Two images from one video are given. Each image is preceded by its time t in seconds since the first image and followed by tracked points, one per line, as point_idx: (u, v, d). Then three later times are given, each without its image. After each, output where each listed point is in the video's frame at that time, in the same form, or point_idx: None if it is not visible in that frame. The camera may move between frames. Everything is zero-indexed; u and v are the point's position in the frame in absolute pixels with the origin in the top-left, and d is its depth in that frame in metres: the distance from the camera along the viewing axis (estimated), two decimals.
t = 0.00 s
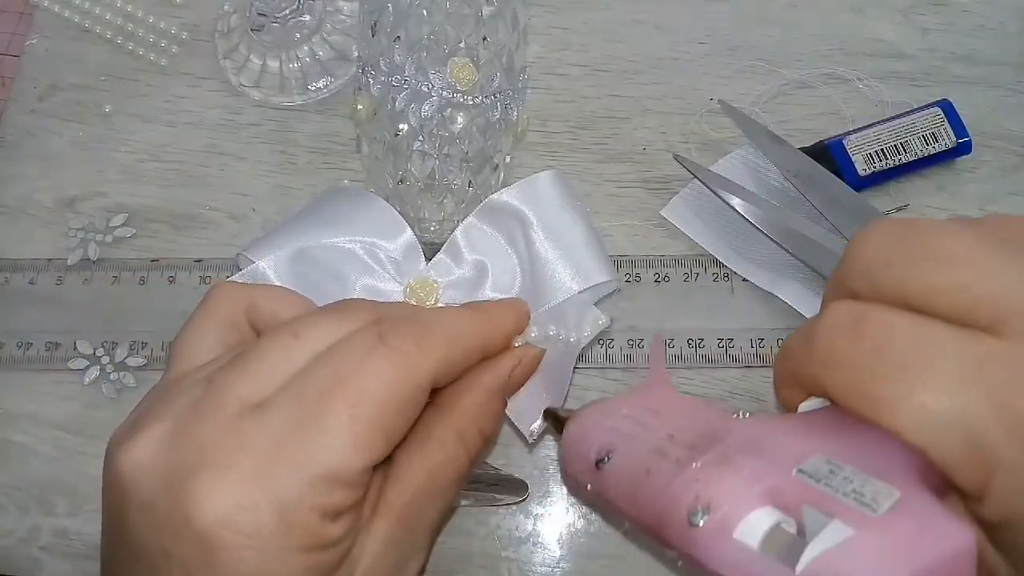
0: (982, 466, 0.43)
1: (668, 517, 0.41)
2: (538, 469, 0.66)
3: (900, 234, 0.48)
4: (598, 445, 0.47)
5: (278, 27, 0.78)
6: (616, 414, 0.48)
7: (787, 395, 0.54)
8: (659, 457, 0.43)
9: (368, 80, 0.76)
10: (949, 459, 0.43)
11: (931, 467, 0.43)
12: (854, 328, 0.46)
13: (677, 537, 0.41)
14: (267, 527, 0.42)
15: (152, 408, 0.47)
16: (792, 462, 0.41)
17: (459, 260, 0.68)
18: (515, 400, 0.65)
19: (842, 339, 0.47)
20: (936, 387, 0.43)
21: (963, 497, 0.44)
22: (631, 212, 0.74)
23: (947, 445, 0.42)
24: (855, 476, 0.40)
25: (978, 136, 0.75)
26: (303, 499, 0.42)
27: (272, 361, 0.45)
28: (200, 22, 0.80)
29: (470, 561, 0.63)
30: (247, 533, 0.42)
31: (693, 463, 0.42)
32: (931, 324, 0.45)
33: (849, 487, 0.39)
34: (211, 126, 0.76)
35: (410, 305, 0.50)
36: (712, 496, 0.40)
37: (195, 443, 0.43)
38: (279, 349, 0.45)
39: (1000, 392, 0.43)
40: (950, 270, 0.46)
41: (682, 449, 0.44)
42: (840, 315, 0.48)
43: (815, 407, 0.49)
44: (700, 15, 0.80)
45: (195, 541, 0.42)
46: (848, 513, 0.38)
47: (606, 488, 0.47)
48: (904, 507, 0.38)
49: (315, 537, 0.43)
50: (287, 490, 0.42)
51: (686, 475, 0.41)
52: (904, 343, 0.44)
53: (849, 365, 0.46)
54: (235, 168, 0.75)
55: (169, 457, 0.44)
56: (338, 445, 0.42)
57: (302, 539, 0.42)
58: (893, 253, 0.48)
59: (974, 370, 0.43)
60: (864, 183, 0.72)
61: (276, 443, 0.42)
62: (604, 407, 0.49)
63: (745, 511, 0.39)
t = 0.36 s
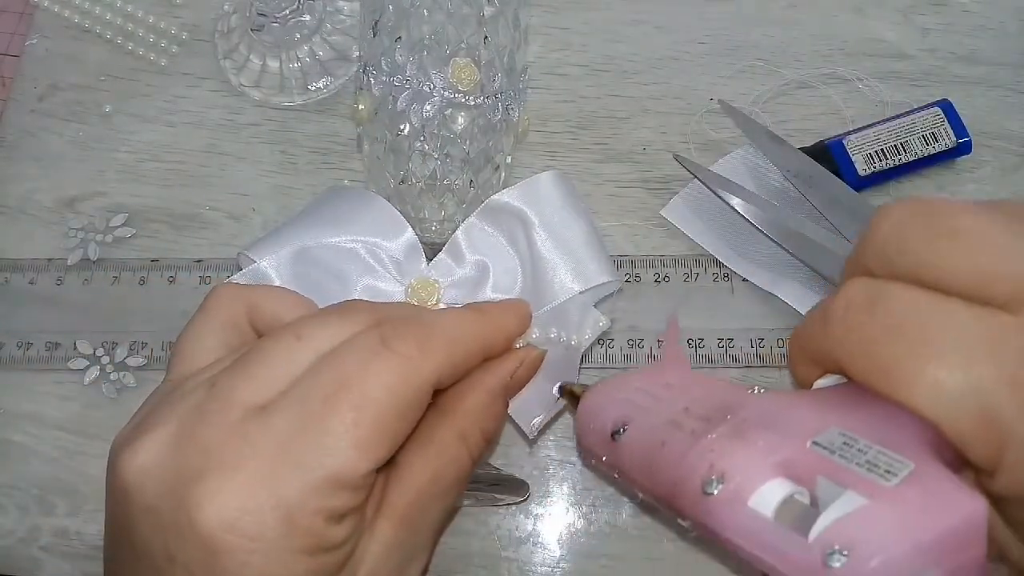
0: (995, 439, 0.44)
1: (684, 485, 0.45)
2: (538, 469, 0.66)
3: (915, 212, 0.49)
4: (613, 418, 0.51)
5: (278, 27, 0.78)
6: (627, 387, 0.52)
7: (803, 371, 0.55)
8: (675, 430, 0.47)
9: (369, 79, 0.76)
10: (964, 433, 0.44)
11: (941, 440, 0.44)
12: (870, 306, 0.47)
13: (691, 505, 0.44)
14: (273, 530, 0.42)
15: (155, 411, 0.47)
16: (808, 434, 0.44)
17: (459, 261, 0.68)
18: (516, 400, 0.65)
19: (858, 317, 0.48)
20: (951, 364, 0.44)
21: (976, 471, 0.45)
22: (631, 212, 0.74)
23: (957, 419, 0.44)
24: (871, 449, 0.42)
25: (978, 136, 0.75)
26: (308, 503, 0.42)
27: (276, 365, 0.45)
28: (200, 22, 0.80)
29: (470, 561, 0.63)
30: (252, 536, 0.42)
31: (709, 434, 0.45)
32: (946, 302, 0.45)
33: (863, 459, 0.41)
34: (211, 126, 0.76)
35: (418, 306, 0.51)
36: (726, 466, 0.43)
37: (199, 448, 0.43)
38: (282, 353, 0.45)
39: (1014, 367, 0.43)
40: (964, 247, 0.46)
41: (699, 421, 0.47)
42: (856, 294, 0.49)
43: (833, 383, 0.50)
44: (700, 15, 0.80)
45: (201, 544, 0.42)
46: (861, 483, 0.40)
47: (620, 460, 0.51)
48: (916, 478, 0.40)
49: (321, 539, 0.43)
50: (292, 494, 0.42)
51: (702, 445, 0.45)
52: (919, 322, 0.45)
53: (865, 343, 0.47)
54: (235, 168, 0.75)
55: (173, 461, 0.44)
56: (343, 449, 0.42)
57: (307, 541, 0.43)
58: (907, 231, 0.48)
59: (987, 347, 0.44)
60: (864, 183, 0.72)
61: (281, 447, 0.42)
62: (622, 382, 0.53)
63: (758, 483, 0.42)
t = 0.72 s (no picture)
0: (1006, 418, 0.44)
1: (693, 466, 0.45)
2: (538, 469, 0.66)
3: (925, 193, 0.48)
4: (622, 397, 0.50)
5: (278, 26, 0.78)
6: (637, 364, 0.51)
7: (813, 352, 0.53)
8: (684, 409, 0.47)
9: (369, 79, 0.76)
10: (976, 415, 0.44)
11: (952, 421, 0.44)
12: (883, 287, 0.46)
13: (700, 485, 0.45)
14: (274, 533, 0.42)
15: (156, 412, 0.47)
16: (817, 415, 0.44)
17: (459, 261, 0.68)
18: (517, 401, 0.65)
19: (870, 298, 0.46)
20: (966, 345, 0.43)
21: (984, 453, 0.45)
22: (631, 212, 0.74)
23: (970, 401, 0.43)
24: (881, 430, 0.42)
25: (977, 136, 0.75)
26: (310, 504, 0.42)
27: (277, 368, 0.45)
28: (200, 22, 0.80)
29: (470, 561, 0.63)
30: (253, 538, 0.42)
31: (719, 413, 0.45)
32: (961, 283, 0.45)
33: (873, 440, 0.41)
34: (211, 126, 0.76)
35: (418, 307, 0.51)
36: (735, 447, 0.43)
37: (200, 451, 0.43)
38: (282, 353, 0.45)
39: None
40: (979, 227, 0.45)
41: (708, 402, 0.46)
42: (868, 274, 0.47)
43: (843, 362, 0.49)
44: (700, 15, 0.80)
45: (203, 547, 0.42)
46: (870, 464, 0.40)
47: (629, 439, 0.50)
48: (926, 458, 0.41)
49: (323, 541, 0.43)
50: (294, 495, 0.42)
51: (710, 425, 0.45)
52: (933, 303, 0.44)
53: (878, 323, 0.46)
54: (235, 168, 0.75)
55: (173, 464, 0.44)
56: (345, 449, 0.42)
57: (310, 543, 0.43)
58: (920, 211, 0.47)
59: (1001, 330, 0.43)
60: (864, 183, 0.72)
61: (282, 449, 0.42)
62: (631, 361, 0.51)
63: (766, 462, 0.43)
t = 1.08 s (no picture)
0: None
1: (711, 452, 0.45)
2: (538, 469, 0.66)
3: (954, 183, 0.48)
4: (639, 384, 0.51)
5: (278, 27, 0.78)
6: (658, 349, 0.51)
7: (833, 338, 0.53)
8: (703, 396, 0.47)
9: (370, 79, 0.74)
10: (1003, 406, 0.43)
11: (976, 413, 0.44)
12: (912, 274, 0.46)
13: (719, 471, 0.45)
14: (281, 539, 0.42)
15: (159, 417, 0.47)
16: (837, 406, 0.43)
17: (460, 261, 0.68)
18: (518, 403, 0.65)
19: (897, 286, 0.46)
20: (994, 337, 0.43)
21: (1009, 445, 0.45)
22: (631, 212, 0.74)
23: (993, 393, 0.43)
24: (902, 420, 0.42)
25: (977, 136, 0.75)
26: (315, 511, 0.42)
27: (281, 373, 0.45)
28: (200, 22, 0.80)
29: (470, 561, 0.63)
30: (259, 545, 0.42)
31: (740, 401, 0.45)
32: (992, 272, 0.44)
33: (892, 430, 0.41)
34: (211, 126, 0.76)
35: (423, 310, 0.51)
36: (755, 435, 0.43)
37: (204, 457, 0.43)
38: (286, 358, 0.45)
39: None
40: (1006, 217, 0.44)
41: (729, 390, 0.46)
42: (897, 262, 0.47)
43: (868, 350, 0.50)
44: (699, 15, 0.80)
45: (208, 552, 0.42)
46: (894, 456, 0.40)
47: (646, 424, 0.50)
48: (953, 452, 0.40)
49: (328, 546, 0.43)
50: (300, 501, 0.42)
51: (731, 413, 0.45)
52: (962, 293, 0.44)
53: (904, 312, 0.46)
54: (235, 168, 0.75)
55: (177, 470, 0.44)
56: (350, 455, 0.42)
57: (315, 548, 0.43)
58: (954, 199, 0.46)
59: None
60: (864, 183, 0.72)
61: (288, 455, 0.42)
62: (651, 348, 0.52)
63: (788, 451, 0.42)
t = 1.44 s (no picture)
0: None
1: (709, 460, 0.46)
2: (538, 468, 0.66)
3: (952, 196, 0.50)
4: (636, 392, 0.53)
5: (281, 29, 0.79)
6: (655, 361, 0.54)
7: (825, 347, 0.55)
8: (699, 405, 0.49)
9: (375, 80, 0.76)
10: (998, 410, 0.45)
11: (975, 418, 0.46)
12: (910, 281, 0.48)
13: (717, 483, 0.46)
14: (291, 535, 0.43)
15: (169, 417, 0.47)
16: (837, 414, 0.45)
17: (465, 262, 0.68)
18: (524, 402, 0.65)
19: (896, 294, 0.49)
20: (991, 339, 0.45)
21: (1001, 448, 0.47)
22: (632, 213, 0.74)
23: (990, 395, 0.45)
24: (905, 430, 0.43)
25: (972, 138, 0.76)
26: (325, 508, 0.43)
27: (292, 372, 0.46)
28: (204, 23, 0.81)
29: (470, 558, 0.64)
30: (270, 542, 0.43)
31: (737, 410, 0.47)
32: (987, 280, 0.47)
33: (897, 441, 0.43)
34: (215, 128, 0.77)
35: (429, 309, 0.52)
36: (753, 444, 0.45)
37: (215, 455, 0.44)
38: (296, 357, 0.46)
39: None
40: (1005, 226, 0.47)
41: (726, 399, 0.48)
42: (895, 268, 0.50)
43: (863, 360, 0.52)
44: (700, 18, 0.81)
45: (219, 550, 0.43)
46: (895, 468, 0.42)
47: (640, 434, 0.52)
48: (953, 464, 0.42)
49: (339, 543, 0.44)
50: (311, 498, 0.43)
51: (730, 422, 0.46)
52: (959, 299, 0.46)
53: (902, 318, 0.48)
54: (239, 170, 0.76)
55: (188, 468, 0.44)
56: (360, 453, 0.43)
57: (325, 545, 0.43)
58: (952, 209, 0.50)
59: None
60: (862, 184, 0.73)
61: (298, 453, 0.43)
62: (650, 360, 0.55)
63: (787, 462, 0.44)
